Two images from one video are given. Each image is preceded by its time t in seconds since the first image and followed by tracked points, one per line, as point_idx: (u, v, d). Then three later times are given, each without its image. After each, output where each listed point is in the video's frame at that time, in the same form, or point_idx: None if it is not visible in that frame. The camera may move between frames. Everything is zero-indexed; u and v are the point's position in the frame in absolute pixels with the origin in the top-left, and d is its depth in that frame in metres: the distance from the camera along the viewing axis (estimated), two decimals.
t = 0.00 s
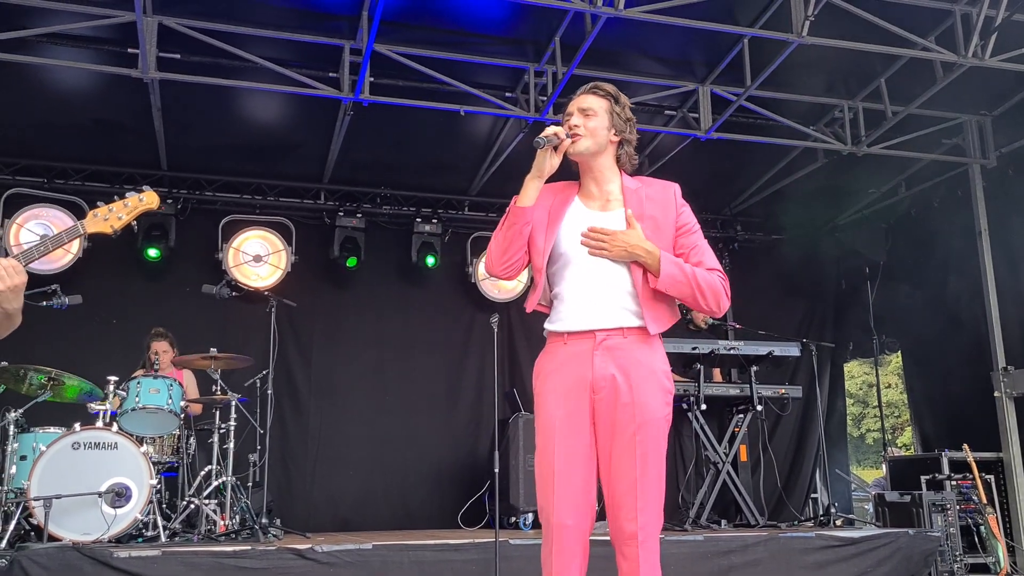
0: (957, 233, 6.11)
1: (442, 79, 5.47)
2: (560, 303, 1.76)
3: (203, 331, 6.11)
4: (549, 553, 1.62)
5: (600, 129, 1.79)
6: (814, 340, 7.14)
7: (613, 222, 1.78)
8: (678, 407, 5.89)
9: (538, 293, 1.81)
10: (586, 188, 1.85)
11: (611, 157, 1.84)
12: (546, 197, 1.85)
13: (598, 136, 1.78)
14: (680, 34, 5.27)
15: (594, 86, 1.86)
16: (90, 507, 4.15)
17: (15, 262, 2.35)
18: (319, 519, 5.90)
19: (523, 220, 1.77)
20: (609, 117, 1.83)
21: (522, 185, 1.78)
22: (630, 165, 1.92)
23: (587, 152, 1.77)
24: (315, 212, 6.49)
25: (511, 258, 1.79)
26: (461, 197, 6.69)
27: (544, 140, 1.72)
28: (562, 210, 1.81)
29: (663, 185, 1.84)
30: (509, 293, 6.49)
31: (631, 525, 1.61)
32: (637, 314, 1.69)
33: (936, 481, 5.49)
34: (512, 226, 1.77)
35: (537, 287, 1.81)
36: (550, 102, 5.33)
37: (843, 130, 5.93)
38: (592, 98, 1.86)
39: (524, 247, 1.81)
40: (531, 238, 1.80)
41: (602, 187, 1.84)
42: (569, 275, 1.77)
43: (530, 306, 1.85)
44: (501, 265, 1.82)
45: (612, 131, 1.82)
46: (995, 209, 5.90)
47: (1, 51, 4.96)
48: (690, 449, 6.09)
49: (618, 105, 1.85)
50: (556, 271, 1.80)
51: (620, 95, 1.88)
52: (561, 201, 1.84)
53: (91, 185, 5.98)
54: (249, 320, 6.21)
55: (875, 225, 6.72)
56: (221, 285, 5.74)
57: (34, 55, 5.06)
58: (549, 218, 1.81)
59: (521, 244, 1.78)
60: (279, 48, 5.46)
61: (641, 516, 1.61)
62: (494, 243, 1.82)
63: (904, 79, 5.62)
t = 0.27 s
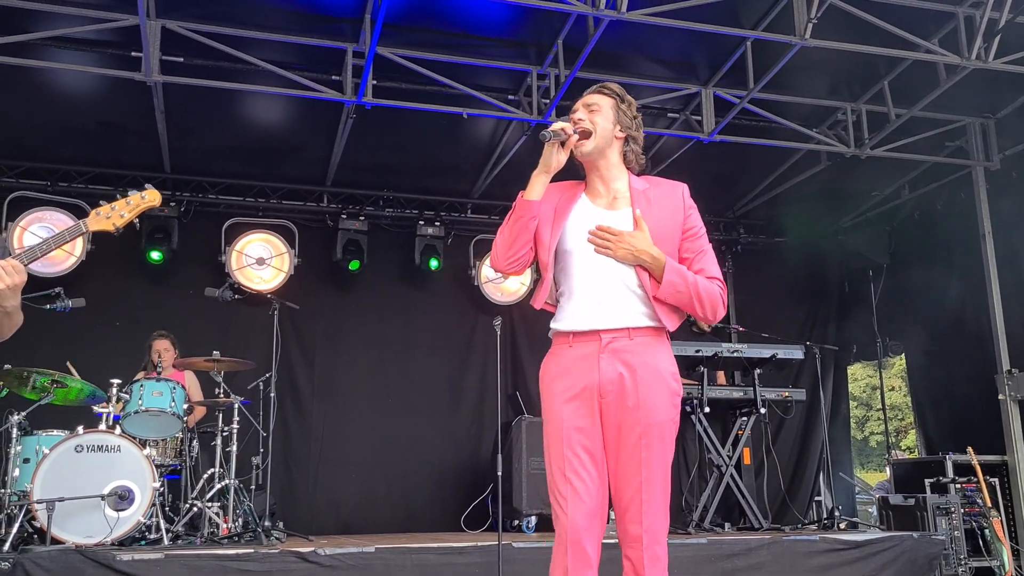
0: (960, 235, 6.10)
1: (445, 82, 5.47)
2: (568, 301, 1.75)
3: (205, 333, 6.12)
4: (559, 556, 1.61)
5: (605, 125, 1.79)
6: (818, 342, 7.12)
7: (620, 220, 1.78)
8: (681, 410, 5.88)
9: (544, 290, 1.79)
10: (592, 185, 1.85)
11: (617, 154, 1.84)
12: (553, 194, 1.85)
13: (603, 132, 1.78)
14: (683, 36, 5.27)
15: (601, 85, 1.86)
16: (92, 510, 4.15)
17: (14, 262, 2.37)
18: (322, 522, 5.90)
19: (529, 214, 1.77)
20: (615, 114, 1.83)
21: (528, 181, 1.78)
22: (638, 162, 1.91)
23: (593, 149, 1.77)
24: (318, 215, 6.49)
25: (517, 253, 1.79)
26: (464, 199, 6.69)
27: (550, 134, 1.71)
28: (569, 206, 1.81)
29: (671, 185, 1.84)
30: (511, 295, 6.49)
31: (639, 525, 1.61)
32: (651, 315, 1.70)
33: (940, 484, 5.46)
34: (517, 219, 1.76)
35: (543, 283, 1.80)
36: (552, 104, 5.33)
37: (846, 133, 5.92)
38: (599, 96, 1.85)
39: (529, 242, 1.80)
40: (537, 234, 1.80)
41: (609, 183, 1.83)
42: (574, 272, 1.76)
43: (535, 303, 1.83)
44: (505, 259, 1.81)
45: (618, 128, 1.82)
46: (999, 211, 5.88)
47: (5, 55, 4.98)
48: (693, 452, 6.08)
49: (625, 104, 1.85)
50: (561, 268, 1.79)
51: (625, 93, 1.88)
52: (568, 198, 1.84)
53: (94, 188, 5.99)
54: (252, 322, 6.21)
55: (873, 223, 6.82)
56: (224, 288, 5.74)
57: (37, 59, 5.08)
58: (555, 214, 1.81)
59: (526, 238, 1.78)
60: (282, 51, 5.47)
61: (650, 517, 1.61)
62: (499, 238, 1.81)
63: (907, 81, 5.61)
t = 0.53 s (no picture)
0: (963, 236, 6.09)
1: (447, 83, 5.48)
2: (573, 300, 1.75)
3: (207, 334, 6.12)
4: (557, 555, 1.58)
5: (613, 125, 1.80)
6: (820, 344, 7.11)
7: (627, 222, 1.78)
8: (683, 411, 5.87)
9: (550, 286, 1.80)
10: (601, 184, 1.85)
11: (625, 155, 1.85)
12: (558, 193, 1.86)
13: (611, 132, 1.79)
14: (685, 37, 5.27)
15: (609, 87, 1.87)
16: (94, 510, 4.14)
17: (14, 263, 2.40)
18: (324, 523, 5.89)
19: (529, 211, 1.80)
20: (623, 115, 1.84)
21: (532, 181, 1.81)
22: (646, 163, 1.92)
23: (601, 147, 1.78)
24: (320, 216, 6.49)
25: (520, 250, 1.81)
26: (466, 200, 6.68)
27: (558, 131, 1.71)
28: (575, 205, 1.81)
29: (679, 186, 1.83)
30: (513, 296, 6.49)
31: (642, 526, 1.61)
32: (653, 317, 1.69)
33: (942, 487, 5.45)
34: (520, 217, 1.79)
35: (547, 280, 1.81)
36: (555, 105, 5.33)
37: (849, 134, 5.92)
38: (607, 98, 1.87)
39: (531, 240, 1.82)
40: (541, 231, 1.81)
41: (617, 183, 1.83)
42: (580, 270, 1.76)
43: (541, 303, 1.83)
44: (506, 256, 1.82)
45: (626, 128, 1.83)
46: (1001, 213, 5.89)
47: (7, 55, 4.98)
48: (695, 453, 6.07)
49: (633, 105, 1.86)
50: (566, 269, 1.79)
51: (633, 94, 1.89)
52: (575, 198, 1.83)
53: (96, 188, 6.00)
54: (254, 323, 6.21)
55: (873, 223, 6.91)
56: (226, 288, 5.74)
57: (40, 59, 5.08)
58: (561, 214, 1.81)
59: (528, 235, 1.80)
60: (285, 51, 5.47)
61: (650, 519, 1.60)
62: (501, 235, 1.83)
63: (909, 83, 5.61)
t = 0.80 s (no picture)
0: (964, 238, 6.09)
1: (449, 85, 5.48)
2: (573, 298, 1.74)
3: (208, 335, 6.12)
4: (562, 553, 1.59)
5: (614, 127, 1.78)
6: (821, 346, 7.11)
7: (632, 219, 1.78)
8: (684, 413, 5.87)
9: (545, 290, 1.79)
10: (602, 185, 1.84)
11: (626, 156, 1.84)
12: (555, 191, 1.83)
13: (613, 134, 1.77)
14: (687, 39, 5.28)
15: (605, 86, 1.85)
16: (95, 512, 4.14)
17: (13, 261, 2.39)
18: (325, 525, 5.90)
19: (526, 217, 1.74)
20: (622, 116, 1.82)
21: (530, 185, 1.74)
22: (645, 163, 1.93)
23: (602, 151, 1.76)
24: (321, 217, 6.49)
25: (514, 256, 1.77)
26: (467, 202, 6.68)
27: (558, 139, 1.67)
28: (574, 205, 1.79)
29: (682, 185, 1.85)
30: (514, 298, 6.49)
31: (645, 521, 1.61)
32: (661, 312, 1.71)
33: (943, 489, 5.44)
34: (516, 221, 1.74)
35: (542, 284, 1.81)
36: (556, 107, 5.34)
37: (850, 136, 5.92)
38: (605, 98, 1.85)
39: (525, 242, 1.78)
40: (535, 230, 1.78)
41: (617, 184, 1.83)
42: (579, 270, 1.75)
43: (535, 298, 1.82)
44: (500, 257, 1.78)
45: (626, 130, 1.82)
46: (1002, 215, 5.89)
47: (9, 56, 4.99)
48: (696, 456, 6.07)
49: (631, 104, 1.84)
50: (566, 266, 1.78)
51: (632, 93, 1.87)
52: (573, 198, 1.81)
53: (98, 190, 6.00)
54: (255, 325, 6.22)
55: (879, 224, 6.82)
56: (227, 290, 5.74)
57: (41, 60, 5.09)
58: (557, 214, 1.78)
59: (522, 239, 1.76)
60: (286, 53, 5.48)
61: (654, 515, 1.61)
62: (495, 236, 1.78)
63: (911, 85, 5.61)
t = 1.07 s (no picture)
0: (965, 237, 6.09)
1: (450, 85, 5.48)
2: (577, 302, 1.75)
3: (210, 335, 6.13)
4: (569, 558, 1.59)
5: (616, 130, 1.75)
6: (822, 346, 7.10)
7: (633, 225, 1.76)
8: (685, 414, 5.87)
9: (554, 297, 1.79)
10: (605, 188, 1.82)
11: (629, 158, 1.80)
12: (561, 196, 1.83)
13: (614, 139, 1.74)
14: (687, 39, 5.28)
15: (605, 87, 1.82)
16: (96, 512, 4.15)
17: (12, 266, 2.40)
18: (326, 524, 5.90)
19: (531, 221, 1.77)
20: (624, 118, 1.79)
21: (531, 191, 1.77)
22: (649, 163, 1.89)
23: (603, 158, 1.74)
24: (322, 217, 6.50)
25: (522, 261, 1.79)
26: (468, 203, 6.68)
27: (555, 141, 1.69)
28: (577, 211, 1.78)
29: (686, 186, 1.80)
30: (515, 298, 6.50)
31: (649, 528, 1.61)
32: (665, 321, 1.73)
33: (945, 489, 5.43)
34: (520, 228, 1.77)
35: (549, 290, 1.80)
36: (556, 107, 5.34)
37: (850, 136, 5.91)
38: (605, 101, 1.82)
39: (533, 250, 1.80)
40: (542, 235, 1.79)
41: (621, 188, 1.80)
42: (584, 279, 1.75)
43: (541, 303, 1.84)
44: (508, 267, 1.81)
45: (629, 133, 1.78)
46: (1004, 215, 5.88)
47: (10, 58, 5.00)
48: (698, 455, 6.04)
49: (631, 105, 1.81)
50: (571, 274, 1.78)
51: (633, 92, 1.84)
52: (576, 203, 1.80)
53: (99, 191, 6.01)
54: (257, 325, 6.22)
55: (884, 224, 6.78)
56: (228, 290, 5.75)
57: (42, 61, 5.10)
58: (562, 221, 1.78)
59: (529, 246, 1.78)
60: (287, 54, 5.48)
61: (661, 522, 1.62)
62: (504, 244, 1.81)
63: (911, 84, 5.61)
